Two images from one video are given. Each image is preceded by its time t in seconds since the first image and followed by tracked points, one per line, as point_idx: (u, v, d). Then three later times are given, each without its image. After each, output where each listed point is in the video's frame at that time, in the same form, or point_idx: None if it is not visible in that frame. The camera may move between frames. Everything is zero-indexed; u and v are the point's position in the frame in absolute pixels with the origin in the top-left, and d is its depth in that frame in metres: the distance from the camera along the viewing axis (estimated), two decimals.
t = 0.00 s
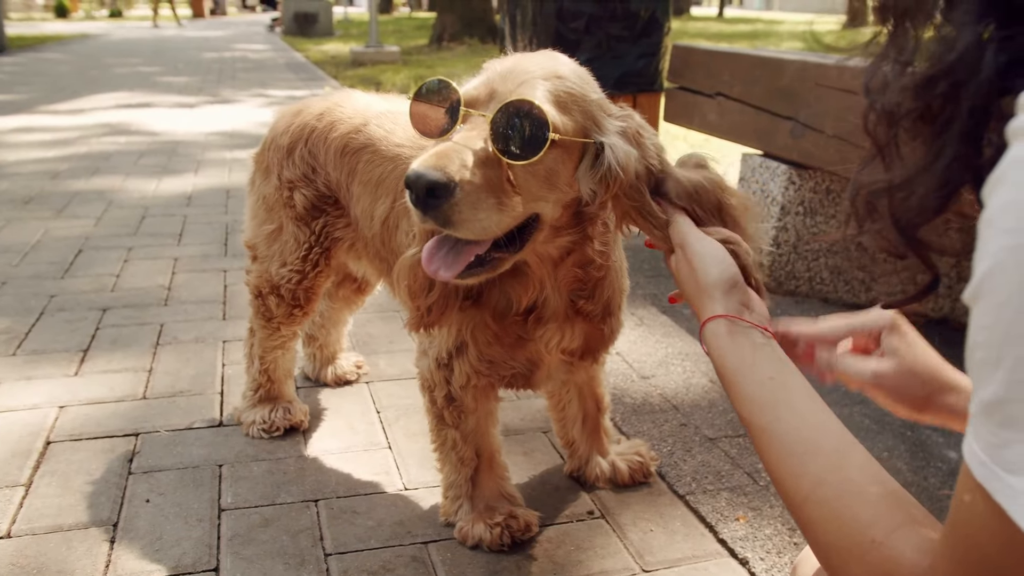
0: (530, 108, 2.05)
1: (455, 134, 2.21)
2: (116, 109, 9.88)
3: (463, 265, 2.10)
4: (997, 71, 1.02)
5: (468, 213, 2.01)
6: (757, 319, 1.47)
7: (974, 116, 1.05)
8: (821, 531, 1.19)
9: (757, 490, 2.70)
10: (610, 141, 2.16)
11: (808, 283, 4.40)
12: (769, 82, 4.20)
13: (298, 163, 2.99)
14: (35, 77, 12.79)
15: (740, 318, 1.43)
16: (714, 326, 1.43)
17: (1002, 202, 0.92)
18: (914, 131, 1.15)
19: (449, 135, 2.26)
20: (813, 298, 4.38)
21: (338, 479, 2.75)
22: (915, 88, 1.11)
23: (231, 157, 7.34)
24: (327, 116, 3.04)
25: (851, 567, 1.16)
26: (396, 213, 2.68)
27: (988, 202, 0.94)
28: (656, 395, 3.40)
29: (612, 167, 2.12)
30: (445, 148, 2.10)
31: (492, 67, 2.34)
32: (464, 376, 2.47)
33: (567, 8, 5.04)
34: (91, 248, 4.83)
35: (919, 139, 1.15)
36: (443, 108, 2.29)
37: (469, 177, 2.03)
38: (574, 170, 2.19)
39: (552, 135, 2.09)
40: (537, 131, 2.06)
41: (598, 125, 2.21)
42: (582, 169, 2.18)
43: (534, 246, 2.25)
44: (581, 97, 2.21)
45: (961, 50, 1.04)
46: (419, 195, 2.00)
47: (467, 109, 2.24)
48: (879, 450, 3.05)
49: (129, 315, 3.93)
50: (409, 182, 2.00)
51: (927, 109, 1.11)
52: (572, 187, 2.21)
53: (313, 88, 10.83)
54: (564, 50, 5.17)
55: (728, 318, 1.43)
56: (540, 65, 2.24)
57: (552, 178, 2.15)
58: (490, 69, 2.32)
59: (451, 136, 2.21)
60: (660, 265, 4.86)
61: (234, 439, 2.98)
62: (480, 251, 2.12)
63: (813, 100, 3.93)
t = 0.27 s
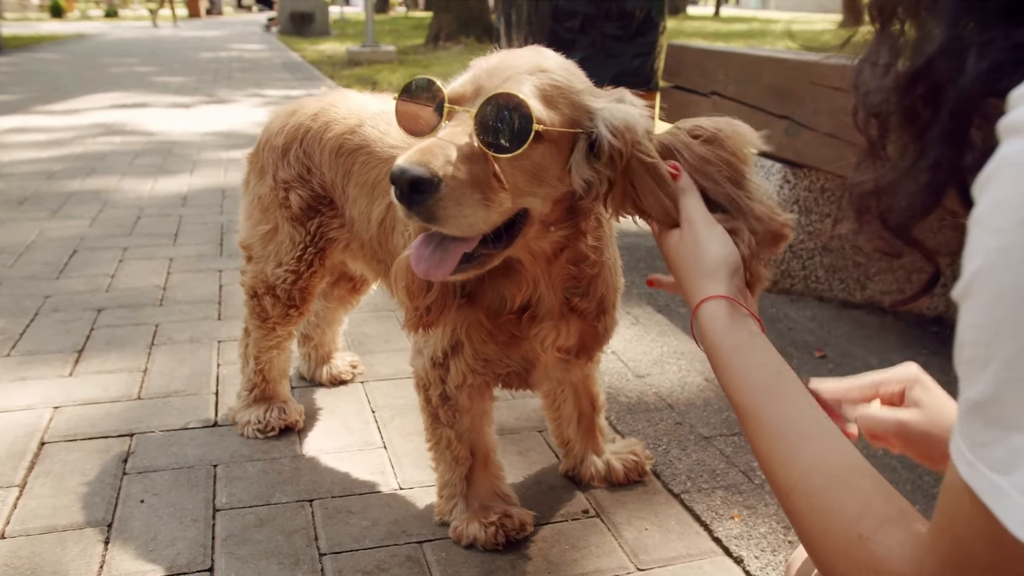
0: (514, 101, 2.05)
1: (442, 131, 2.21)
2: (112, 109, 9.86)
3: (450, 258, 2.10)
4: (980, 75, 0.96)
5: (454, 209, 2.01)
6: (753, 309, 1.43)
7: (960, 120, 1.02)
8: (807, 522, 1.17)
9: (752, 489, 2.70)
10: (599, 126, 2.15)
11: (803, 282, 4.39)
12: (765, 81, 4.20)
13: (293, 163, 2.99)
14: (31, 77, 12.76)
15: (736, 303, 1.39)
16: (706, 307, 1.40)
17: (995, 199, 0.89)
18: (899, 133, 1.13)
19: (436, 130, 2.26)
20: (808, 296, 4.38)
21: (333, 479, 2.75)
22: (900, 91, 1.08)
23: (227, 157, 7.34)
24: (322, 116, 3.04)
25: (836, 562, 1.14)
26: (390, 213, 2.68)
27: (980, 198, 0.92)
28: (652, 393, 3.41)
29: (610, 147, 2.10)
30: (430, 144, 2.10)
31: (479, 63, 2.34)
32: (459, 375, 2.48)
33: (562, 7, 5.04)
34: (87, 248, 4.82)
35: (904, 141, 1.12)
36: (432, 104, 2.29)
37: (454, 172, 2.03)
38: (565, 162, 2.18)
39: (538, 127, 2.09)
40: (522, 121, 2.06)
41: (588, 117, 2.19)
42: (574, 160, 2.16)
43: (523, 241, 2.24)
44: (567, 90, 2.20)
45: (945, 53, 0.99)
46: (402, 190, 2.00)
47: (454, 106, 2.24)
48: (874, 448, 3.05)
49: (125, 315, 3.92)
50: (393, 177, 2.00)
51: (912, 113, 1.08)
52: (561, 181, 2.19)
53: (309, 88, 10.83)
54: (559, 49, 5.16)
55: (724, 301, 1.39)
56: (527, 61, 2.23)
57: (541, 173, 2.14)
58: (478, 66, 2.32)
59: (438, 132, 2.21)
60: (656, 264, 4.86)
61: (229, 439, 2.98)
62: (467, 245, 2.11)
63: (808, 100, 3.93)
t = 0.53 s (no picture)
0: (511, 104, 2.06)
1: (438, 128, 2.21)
2: (109, 111, 9.86)
3: (437, 254, 2.11)
4: (978, 71, 0.96)
5: (444, 205, 2.01)
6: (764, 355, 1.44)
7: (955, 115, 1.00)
8: (819, 557, 1.18)
9: (749, 489, 2.71)
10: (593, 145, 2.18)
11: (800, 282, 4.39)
12: (761, 81, 4.20)
13: (290, 165, 2.99)
14: (28, 79, 12.75)
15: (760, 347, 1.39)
16: (732, 346, 1.37)
17: (988, 198, 0.88)
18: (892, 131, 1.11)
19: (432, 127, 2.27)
20: (806, 296, 4.38)
21: (330, 481, 2.75)
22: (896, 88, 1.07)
23: (224, 159, 7.34)
24: (318, 118, 3.04)
25: None
26: (386, 214, 2.68)
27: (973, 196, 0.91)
28: (649, 394, 3.41)
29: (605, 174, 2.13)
30: (424, 139, 2.11)
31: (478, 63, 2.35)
32: (453, 376, 2.48)
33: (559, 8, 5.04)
34: (84, 251, 4.82)
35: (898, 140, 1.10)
36: (427, 103, 2.30)
37: (446, 168, 2.04)
38: (556, 169, 2.19)
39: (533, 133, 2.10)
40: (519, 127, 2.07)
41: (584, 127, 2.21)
42: (565, 167, 2.19)
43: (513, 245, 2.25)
44: (566, 97, 2.21)
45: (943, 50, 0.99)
46: (392, 182, 2.00)
47: (450, 101, 2.25)
48: (871, 448, 3.06)
49: (121, 317, 3.92)
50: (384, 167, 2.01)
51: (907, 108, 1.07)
52: (553, 185, 2.20)
53: (306, 90, 10.83)
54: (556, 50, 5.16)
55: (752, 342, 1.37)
56: (526, 62, 2.24)
57: (533, 175, 2.15)
58: (478, 64, 2.33)
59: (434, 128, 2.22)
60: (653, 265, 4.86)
61: (226, 441, 2.98)
62: (456, 243, 2.12)
63: (805, 100, 3.93)
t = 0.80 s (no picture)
0: (511, 102, 2.06)
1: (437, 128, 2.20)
2: (108, 112, 9.86)
3: (441, 252, 2.10)
4: (987, 53, 0.95)
5: (448, 204, 2.01)
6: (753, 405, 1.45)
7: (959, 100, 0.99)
8: None
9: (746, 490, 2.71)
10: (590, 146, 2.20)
11: (798, 283, 4.38)
12: (759, 82, 4.21)
13: (287, 165, 2.99)
14: (26, 80, 12.76)
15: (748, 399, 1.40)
16: (727, 399, 1.39)
17: (999, 201, 0.86)
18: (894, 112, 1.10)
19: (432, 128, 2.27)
20: (803, 297, 4.38)
21: (327, 481, 2.75)
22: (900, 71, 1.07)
23: (223, 160, 7.34)
24: (315, 119, 3.04)
25: None
26: (383, 215, 2.68)
27: (982, 199, 0.88)
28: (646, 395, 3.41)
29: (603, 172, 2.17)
30: (427, 140, 2.11)
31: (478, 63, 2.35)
32: (450, 377, 2.48)
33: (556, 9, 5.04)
34: (82, 252, 4.82)
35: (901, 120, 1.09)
36: (427, 104, 2.30)
37: (450, 168, 2.03)
38: (553, 170, 2.21)
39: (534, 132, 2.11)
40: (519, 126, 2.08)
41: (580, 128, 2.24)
42: (562, 168, 2.21)
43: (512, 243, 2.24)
44: (565, 96, 2.23)
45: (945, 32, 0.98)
46: (398, 183, 1.99)
47: (453, 101, 2.24)
48: (868, 448, 3.06)
49: (119, 319, 3.92)
50: (388, 168, 2.00)
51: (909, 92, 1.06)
52: (552, 185, 2.22)
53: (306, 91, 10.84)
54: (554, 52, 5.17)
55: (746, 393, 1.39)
56: (527, 62, 2.25)
57: (534, 174, 2.16)
58: (477, 63, 2.33)
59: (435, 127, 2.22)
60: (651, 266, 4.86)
61: (223, 442, 2.98)
62: (460, 242, 2.12)
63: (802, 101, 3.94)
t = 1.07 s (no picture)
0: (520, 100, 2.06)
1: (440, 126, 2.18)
2: (104, 111, 9.85)
3: (453, 250, 2.10)
4: (996, 38, 0.93)
5: (461, 203, 1.99)
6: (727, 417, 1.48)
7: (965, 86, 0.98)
8: None
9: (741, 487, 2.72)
10: (589, 143, 2.17)
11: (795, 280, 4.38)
12: (755, 80, 4.20)
13: (282, 163, 2.98)
14: (23, 79, 12.73)
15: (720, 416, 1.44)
16: (699, 417, 1.43)
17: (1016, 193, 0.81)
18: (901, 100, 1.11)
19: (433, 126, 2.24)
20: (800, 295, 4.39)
21: (322, 479, 2.75)
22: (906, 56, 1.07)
23: (219, 158, 7.33)
24: (310, 116, 3.04)
25: None
26: (378, 212, 2.68)
27: (994, 195, 0.85)
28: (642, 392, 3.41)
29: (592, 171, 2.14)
30: (437, 138, 2.07)
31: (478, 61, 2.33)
32: (445, 374, 2.48)
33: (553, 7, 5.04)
34: (78, 250, 4.82)
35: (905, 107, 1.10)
36: (425, 102, 2.27)
37: (462, 167, 2.00)
38: (555, 167, 2.19)
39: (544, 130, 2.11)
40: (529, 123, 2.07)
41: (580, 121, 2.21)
42: (563, 166, 2.19)
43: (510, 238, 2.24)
44: (566, 92, 2.22)
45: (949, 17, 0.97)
46: (413, 184, 1.96)
47: (457, 98, 2.21)
48: (864, 445, 3.06)
49: (115, 317, 3.92)
50: (402, 167, 1.96)
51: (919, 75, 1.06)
52: (554, 181, 2.20)
53: (303, 90, 10.82)
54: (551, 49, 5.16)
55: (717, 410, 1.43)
56: (527, 59, 2.25)
57: (538, 168, 2.15)
58: (477, 61, 2.32)
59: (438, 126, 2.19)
60: (648, 263, 4.86)
61: (218, 440, 2.98)
62: (469, 240, 2.12)
63: (799, 98, 3.93)
